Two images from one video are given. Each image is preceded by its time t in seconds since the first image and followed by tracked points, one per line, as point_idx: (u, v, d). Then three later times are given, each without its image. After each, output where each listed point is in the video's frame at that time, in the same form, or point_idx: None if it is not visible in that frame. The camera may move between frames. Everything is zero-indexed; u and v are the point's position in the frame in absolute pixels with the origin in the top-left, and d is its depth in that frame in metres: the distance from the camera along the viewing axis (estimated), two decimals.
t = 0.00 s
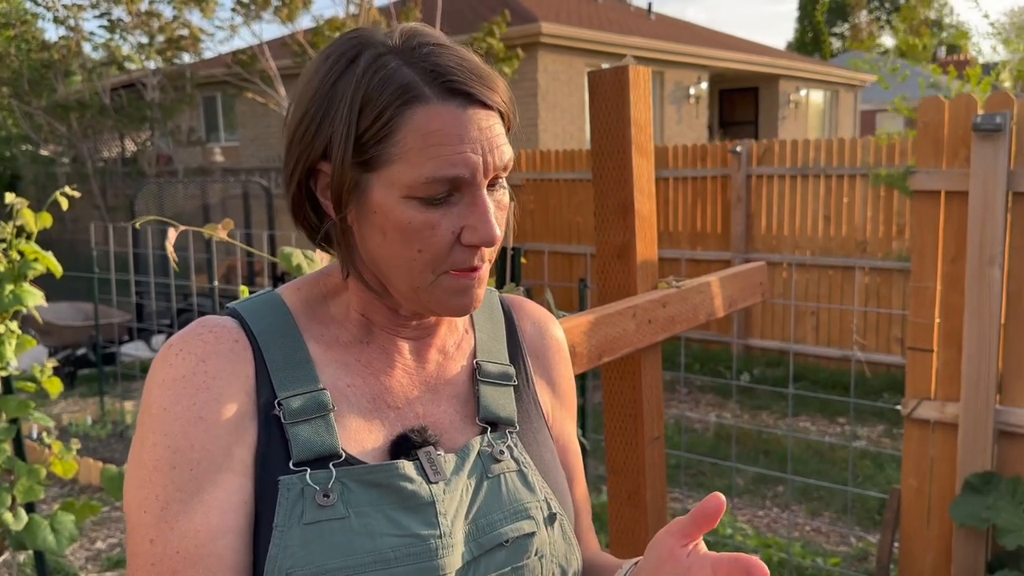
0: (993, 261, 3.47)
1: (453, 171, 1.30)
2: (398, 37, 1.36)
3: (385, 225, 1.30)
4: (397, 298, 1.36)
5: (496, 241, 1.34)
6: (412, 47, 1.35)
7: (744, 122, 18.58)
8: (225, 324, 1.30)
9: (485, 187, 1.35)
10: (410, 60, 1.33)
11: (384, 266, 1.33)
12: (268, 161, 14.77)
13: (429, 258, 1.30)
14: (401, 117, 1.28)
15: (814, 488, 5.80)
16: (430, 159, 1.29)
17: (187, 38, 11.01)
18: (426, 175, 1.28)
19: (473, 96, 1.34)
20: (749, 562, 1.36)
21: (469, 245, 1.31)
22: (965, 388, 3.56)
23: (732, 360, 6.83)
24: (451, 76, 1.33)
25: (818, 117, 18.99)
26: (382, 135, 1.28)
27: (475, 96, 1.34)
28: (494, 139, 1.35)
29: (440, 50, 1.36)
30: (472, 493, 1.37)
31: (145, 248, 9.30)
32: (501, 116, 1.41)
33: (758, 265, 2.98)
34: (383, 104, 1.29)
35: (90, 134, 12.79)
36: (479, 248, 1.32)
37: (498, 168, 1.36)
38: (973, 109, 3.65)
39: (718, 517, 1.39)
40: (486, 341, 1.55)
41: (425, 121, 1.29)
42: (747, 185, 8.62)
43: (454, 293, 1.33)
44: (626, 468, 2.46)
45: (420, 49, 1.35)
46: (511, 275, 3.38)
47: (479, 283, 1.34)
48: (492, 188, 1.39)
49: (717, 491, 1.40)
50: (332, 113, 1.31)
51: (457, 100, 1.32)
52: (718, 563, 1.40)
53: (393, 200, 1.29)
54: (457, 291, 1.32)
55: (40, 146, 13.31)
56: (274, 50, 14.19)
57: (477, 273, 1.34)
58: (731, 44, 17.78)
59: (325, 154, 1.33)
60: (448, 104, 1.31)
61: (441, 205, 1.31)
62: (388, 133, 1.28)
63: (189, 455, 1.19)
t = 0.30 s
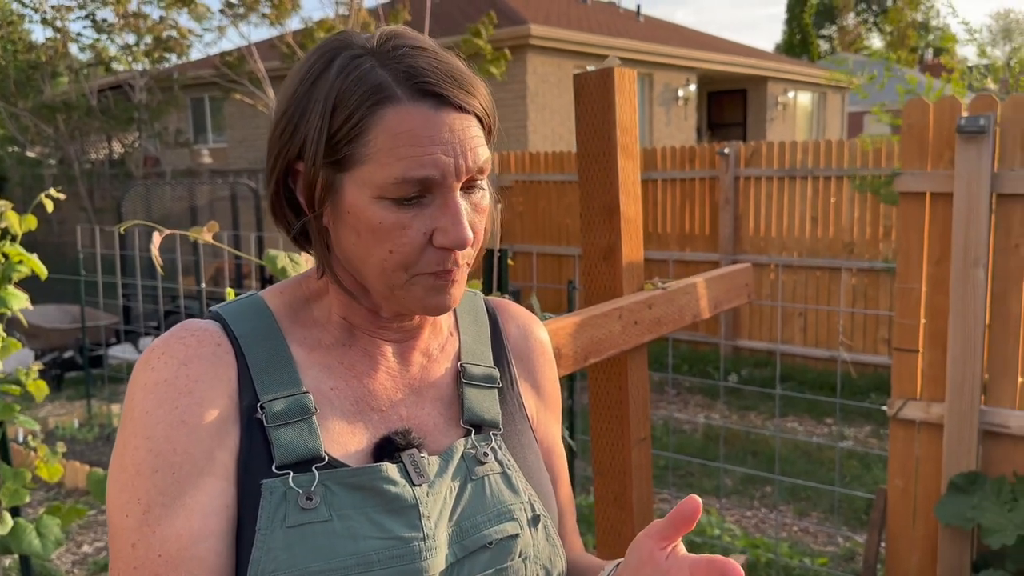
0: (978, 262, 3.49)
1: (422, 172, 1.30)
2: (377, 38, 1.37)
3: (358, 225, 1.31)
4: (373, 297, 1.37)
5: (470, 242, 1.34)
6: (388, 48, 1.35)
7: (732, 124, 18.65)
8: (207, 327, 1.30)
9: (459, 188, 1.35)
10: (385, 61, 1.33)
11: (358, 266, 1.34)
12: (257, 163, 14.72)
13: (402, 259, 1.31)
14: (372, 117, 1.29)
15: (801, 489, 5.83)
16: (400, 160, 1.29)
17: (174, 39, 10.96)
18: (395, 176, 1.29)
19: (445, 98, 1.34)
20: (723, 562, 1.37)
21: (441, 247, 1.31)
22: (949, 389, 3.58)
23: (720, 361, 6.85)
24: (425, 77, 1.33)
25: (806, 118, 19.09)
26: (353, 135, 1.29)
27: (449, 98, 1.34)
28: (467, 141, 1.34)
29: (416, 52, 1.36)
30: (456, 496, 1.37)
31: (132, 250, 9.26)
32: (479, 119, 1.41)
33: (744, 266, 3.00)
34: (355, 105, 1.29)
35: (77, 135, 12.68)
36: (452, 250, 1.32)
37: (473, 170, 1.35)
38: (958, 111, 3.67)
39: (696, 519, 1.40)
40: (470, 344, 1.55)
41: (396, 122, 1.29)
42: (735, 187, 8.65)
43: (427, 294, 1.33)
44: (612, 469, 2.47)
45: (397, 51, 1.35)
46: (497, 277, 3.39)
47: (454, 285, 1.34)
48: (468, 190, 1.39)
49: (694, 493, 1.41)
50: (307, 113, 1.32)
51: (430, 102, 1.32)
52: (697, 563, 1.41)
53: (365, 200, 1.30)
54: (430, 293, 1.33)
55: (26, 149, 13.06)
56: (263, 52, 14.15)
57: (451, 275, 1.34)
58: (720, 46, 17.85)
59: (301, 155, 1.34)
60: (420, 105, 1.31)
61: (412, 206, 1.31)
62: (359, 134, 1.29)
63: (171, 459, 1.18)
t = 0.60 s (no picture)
0: (965, 263, 3.51)
1: (382, 160, 1.30)
2: (353, 34, 1.39)
3: (327, 217, 1.32)
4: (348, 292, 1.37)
5: (436, 233, 1.32)
6: (360, 41, 1.36)
7: (723, 125, 18.70)
8: (198, 328, 1.30)
9: (425, 180, 1.34)
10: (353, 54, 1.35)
11: (331, 260, 1.34)
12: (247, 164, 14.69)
13: (369, 251, 1.30)
14: (336, 107, 1.30)
15: (791, 488, 5.84)
16: (362, 147, 1.29)
17: (164, 40, 10.94)
18: (357, 163, 1.29)
19: (410, 86, 1.33)
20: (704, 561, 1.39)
21: (406, 238, 1.30)
22: (937, 389, 3.60)
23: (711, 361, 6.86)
24: (389, 66, 1.33)
25: (796, 119, 19.14)
26: (317, 125, 1.30)
27: (414, 87, 1.34)
28: (431, 130, 1.34)
29: (387, 43, 1.37)
30: (447, 499, 1.37)
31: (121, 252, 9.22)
32: (453, 109, 1.40)
33: (732, 266, 3.00)
34: (319, 94, 1.31)
35: (66, 137, 12.63)
36: (417, 241, 1.30)
37: (438, 159, 1.34)
38: (945, 111, 3.69)
39: (653, 523, 1.42)
40: (462, 346, 1.55)
41: (358, 109, 1.30)
42: (725, 188, 8.68)
43: (395, 286, 1.32)
44: (600, 470, 2.47)
45: (365, 44, 1.36)
46: (486, 277, 3.39)
47: (424, 276, 1.32)
48: (440, 184, 1.37)
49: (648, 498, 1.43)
50: (280, 107, 1.34)
51: (394, 91, 1.32)
52: (675, 563, 1.42)
53: (332, 191, 1.30)
54: (400, 286, 1.32)
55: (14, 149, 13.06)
56: (252, 53, 14.12)
57: (421, 267, 1.32)
58: (710, 48, 17.90)
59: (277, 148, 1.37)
60: (383, 93, 1.31)
61: (378, 196, 1.31)
62: (322, 123, 1.30)
63: (161, 459, 1.18)
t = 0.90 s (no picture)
0: (955, 262, 3.52)
1: (314, 158, 1.30)
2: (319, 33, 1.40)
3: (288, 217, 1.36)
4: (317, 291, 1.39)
5: (374, 233, 1.30)
6: (313, 41, 1.37)
7: (715, 125, 18.73)
8: (192, 322, 1.29)
9: (363, 179, 1.31)
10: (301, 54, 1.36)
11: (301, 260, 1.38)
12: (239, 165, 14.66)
13: (314, 250, 1.31)
14: (279, 110, 1.33)
15: (783, 488, 5.85)
16: (298, 148, 1.31)
17: (155, 41, 10.91)
18: (294, 165, 1.31)
19: (344, 83, 1.31)
20: None
21: (343, 238, 1.29)
22: (928, 387, 3.60)
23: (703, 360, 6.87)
24: (323, 64, 1.32)
25: (788, 120, 19.18)
26: (269, 129, 1.35)
27: (346, 83, 1.31)
28: (361, 127, 1.31)
29: (336, 39, 1.36)
30: (440, 498, 1.36)
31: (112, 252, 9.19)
32: (400, 102, 1.35)
33: (722, 265, 3.01)
34: (268, 98, 1.35)
35: (56, 137, 12.58)
36: (355, 241, 1.29)
37: (372, 157, 1.32)
38: (935, 110, 3.69)
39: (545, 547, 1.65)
40: (457, 345, 1.54)
41: (293, 110, 1.32)
42: (716, 188, 8.69)
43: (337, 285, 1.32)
44: (590, 469, 2.46)
45: (319, 43, 1.36)
46: (476, 276, 3.38)
47: (368, 276, 1.31)
48: (389, 182, 1.34)
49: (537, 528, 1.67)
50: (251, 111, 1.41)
51: (329, 88, 1.31)
52: None
53: (287, 193, 1.34)
54: (344, 285, 1.31)
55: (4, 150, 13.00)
56: (244, 54, 14.09)
57: (365, 266, 1.31)
58: (702, 49, 17.93)
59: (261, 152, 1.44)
60: (315, 92, 1.31)
61: (320, 195, 1.31)
62: (272, 127, 1.35)
63: (154, 453, 1.17)
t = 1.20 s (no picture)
0: (947, 261, 3.52)
1: (308, 168, 1.29)
2: (312, 34, 1.38)
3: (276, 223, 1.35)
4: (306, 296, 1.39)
5: (367, 243, 1.30)
6: (305, 45, 1.36)
7: (709, 125, 18.76)
8: (176, 326, 1.28)
9: (356, 189, 1.31)
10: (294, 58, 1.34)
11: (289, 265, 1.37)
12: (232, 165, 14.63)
13: (304, 257, 1.31)
14: (271, 116, 1.32)
15: (776, 488, 5.85)
16: (290, 156, 1.30)
17: (148, 41, 10.88)
18: (286, 173, 1.31)
19: (339, 93, 1.30)
20: None
21: (335, 247, 1.29)
22: (920, 387, 3.61)
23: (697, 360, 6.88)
24: (317, 71, 1.31)
25: (781, 120, 19.22)
26: (260, 134, 1.34)
27: (340, 92, 1.30)
28: (355, 136, 1.30)
29: (329, 46, 1.35)
30: (427, 502, 1.36)
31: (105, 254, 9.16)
32: (395, 111, 1.35)
33: (715, 265, 3.01)
34: (259, 102, 1.33)
35: (49, 138, 12.54)
36: (347, 251, 1.29)
37: (366, 167, 1.31)
38: (926, 111, 3.69)
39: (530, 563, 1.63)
40: (445, 349, 1.53)
41: (286, 119, 1.30)
42: (710, 188, 8.70)
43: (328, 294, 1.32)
44: (583, 469, 2.46)
45: (313, 48, 1.35)
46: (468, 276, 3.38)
47: (359, 285, 1.31)
48: (381, 191, 1.34)
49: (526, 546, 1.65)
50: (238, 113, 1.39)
51: (325, 98, 1.30)
52: None
53: (276, 199, 1.33)
54: (335, 293, 1.32)
55: None
56: (238, 54, 14.06)
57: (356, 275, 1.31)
58: (696, 49, 17.96)
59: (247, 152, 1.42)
60: (309, 101, 1.30)
61: (312, 205, 1.31)
62: (263, 133, 1.33)
63: (136, 458, 1.17)
